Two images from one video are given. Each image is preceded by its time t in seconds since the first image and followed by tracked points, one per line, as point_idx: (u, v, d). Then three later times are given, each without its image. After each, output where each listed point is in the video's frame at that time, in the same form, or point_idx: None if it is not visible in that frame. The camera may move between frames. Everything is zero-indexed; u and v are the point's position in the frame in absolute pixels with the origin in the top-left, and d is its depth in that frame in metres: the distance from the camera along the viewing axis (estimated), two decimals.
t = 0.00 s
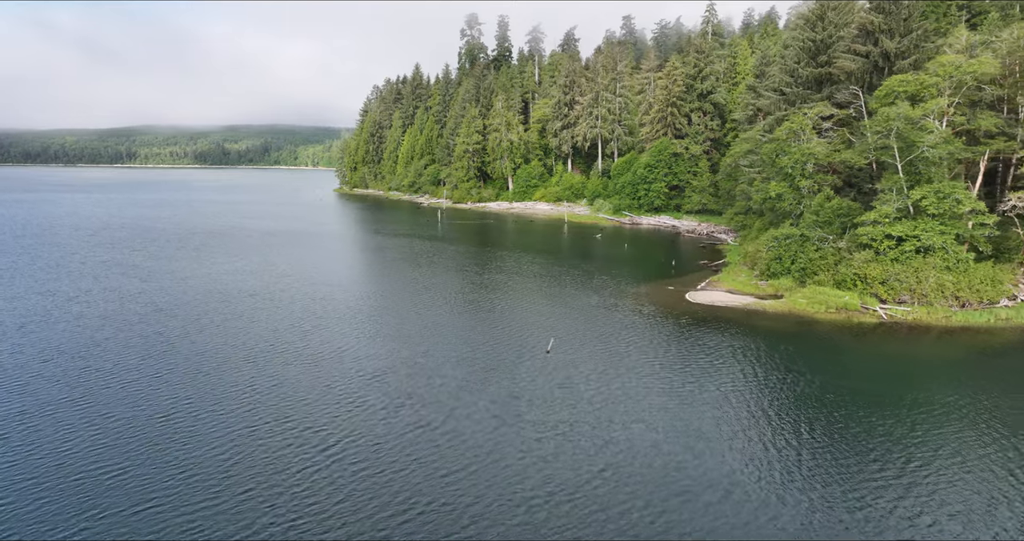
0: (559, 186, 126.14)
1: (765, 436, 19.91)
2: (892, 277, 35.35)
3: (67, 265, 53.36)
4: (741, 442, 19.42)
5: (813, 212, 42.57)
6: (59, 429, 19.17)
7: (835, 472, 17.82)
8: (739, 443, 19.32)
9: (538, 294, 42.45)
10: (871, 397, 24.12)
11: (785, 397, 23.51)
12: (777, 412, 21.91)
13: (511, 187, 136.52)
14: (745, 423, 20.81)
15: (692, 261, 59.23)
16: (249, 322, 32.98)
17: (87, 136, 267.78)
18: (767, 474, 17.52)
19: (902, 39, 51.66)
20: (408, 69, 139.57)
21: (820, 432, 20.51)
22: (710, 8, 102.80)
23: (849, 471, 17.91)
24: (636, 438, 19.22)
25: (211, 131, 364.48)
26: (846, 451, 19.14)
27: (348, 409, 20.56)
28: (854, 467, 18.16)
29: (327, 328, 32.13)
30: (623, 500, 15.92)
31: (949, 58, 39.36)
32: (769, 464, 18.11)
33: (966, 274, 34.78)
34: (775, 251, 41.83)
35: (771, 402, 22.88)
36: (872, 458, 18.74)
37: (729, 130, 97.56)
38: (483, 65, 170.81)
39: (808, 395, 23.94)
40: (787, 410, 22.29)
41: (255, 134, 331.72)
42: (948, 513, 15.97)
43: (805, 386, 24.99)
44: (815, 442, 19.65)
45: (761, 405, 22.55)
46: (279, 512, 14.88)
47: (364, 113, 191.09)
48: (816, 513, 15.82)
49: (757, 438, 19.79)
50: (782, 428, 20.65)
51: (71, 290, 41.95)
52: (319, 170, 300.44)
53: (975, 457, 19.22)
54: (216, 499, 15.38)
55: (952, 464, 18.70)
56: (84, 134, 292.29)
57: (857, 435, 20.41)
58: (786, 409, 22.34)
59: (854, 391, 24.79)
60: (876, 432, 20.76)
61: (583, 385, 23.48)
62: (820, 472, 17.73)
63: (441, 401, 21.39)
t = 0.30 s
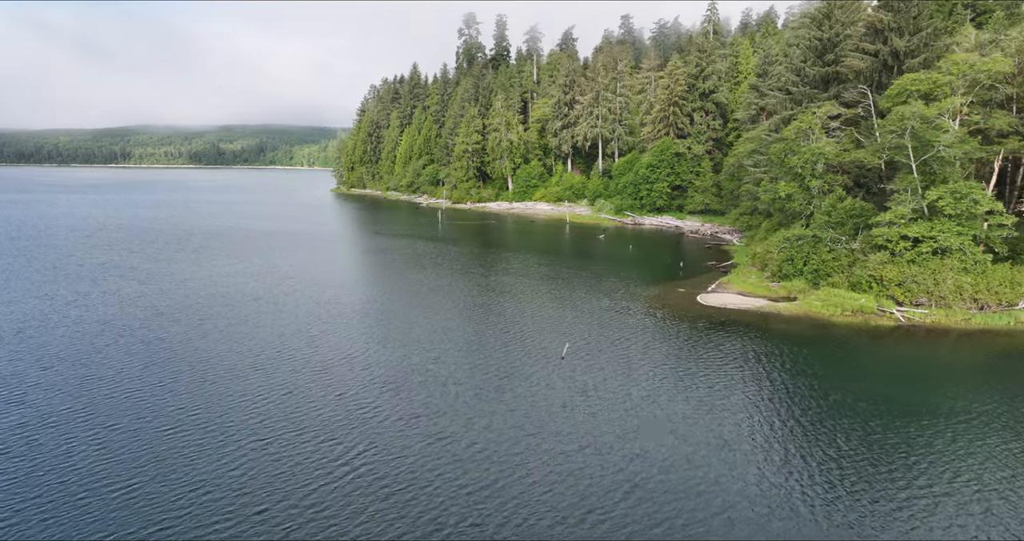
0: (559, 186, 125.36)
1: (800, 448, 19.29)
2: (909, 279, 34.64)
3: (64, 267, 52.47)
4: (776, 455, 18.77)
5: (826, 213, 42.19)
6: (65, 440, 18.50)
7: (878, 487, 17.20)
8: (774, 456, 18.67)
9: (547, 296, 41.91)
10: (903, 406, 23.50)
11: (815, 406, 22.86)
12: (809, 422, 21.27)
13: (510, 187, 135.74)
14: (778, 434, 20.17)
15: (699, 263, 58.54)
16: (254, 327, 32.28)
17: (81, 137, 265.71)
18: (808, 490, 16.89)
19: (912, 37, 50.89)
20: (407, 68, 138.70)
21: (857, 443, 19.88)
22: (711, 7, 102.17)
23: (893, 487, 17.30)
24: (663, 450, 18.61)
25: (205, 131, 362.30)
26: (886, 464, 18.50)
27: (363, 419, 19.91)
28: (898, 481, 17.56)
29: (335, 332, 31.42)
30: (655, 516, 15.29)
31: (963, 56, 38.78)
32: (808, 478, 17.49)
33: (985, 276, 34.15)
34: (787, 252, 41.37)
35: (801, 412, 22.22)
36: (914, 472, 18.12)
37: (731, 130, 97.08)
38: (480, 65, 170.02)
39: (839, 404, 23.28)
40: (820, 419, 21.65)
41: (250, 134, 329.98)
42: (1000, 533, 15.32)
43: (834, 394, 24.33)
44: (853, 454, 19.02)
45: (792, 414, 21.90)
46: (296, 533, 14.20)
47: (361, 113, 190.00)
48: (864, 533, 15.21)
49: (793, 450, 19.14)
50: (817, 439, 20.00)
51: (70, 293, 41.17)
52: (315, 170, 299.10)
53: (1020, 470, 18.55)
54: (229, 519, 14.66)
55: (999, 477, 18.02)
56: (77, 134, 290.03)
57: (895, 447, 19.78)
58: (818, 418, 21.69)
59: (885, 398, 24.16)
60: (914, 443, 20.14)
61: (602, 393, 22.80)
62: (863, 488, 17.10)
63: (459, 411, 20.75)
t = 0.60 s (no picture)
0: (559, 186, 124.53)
1: (841, 461, 18.51)
2: (927, 281, 33.98)
3: (60, 269, 51.26)
4: (817, 469, 18.01)
5: (838, 214, 41.60)
6: (68, 457, 17.57)
7: (928, 504, 16.48)
8: (815, 471, 17.91)
9: (557, 299, 41.14)
10: (938, 414, 22.81)
11: (850, 416, 22.10)
12: (846, 433, 20.51)
13: (510, 187, 134.84)
14: (816, 446, 19.40)
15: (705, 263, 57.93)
16: (259, 332, 31.35)
17: (73, 136, 262.88)
18: (857, 507, 16.13)
19: (922, 35, 50.01)
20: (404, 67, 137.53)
21: (898, 455, 19.16)
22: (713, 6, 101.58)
23: (941, 503, 16.58)
24: (695, 464, 17.89)
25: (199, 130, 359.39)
26: (932, 478, 17.80)
27: (379, 432, 19.11)
28: (947, 497, 16.85)
29: (343, 338, 30.50)
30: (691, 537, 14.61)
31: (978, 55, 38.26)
32: (854, 495, 16.75)
33: (1005, 278, 33.52)
34: (800, 254, 40.83)
35: (836, 422, 21.48)
36: (962, 486, 17.43)
37: (733, 130, 96.52)
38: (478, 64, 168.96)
39: (873, 413, 22.55)
40: (856, 429, 20.91)
41: (245, 134, 327.64)
42: None
43: (866, 402, 23.60)
44: (896, 467, 18.29)
45: (828, 425, 21.13)
46: None
47: (358, 112, 188.65)
48: None
49: (833, 463, 18.38)
50: (856, 451, 19.25)
51: (67, 297, 40.09)
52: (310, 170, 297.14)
53: None
54: None
55: None
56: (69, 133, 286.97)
57: (937, 458, 19.07)
58: (854, 429, 20.95)
59: (918, 406, 23.47)
60: (956, 455, 19.45)
61: (624, 403, 22.05)
62: (912, 505, 16.38)
63: (479, 422, 19.95)
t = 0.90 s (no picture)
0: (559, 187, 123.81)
1: (884, 477, 17.89)
2: (945, 283, 33.55)
3: (54, 272, 50.10)
4: (861, 486, 17.36)
5: (850, 215, 41.07)
6: (73, 476, 16.69)
7: (979, 523, 15.83)
8: (859, 488, 17.27)
9: (566, 301, 40.41)
10: (974, 424, 22.21)
11: (885, 428, 21.47)
12: (886, 446, 19.87)
13: (508, 187, 133.96)
14: (855, 460, 18.79)
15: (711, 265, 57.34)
16: (264, 337, 30.52)
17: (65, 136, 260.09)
18: (909, 527, 15.47)
19: (930, 34, 49.44)
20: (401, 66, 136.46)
21: (940, 469, 18.53)
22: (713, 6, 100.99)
23: (994, 522, 15.94)
24: (730, 480, 17.23)
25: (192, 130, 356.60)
26: (981, 494, 17.18)
27: (396, 445, 18.36)
28: (999, 515, 16.23)
29: (351, 344, 29.70)
30: None
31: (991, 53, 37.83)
32: (904, 515, 16.06)
33: None
34: (812, 255, 40.36)
35: (874, 434, 20.80)
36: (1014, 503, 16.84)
37: (734, 129, 96.07)
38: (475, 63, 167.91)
39: (909, 423, 21.90)
40: (894, 442, 20.28)
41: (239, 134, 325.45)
42: None
43: (900, 412, 22.95)
44: (943, 483, 17.65)
45: (865, 438, 20.48)
46: None
47: (354, 112, 187.39)
48: None
49: (877, 479, 17.73)
50: (898, 465, 18.62)
51: (64, 301, 39.03)
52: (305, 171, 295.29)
53: None
54: None
55: None
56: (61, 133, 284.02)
57: (981, 472, 18.47)
58: (893, 442, 20.28)
59: (951, 417, 22.90)
60: (1001, 468, 18.83)
61: (648, 412, 21.41)
62: (965, 524, 15.72)
63: (501, 435, 19.19)
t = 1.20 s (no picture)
0: (558, 187, 123.12)
1: (933, 491, 17.14)
2: (963, 286, 33.03)
3: (49, 274, 49.08)
4: (911, 501, 16.60)
5: (862, 216, 40.50)
6: (76, 494, 15.98)
7: None
8: (909, 503, 16.51)
9: (575, 304, 39.71)
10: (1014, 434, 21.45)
11: (924, 438, 20.75)
12: (929, 457, 19.12)
13: (507, 187, 133.01)
14: (899, 473, 18.06)
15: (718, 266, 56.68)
16: (269, 343, 29.69)
17: (55, 136, 257.09)
18: None
19: (939, 32, 48.75)
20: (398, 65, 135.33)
21: (987, 481, 17.78)
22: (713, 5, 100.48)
23: None
24: (763, 495, 16.64)
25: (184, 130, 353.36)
26: None
27: (415, 457, 17.72)
28: None
29: (360, 350, 28.85)
30: None
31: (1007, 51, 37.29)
32: (958, 532, 15.33)
33: None
34: (824, 257, 39.76)
35: (912, 445, 20.04)
36: None
37: (735, 129, 95.68)
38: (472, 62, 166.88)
39: (946, 433, 21.15)
40: (937, 453, 19.54)
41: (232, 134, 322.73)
42: None
43: (936, 422, 22.19)
44: (994, 498, 16.87)
45: (906, 449, 19.75)
46: None
47: (350, 112, 186.12)
48: None
49: (923, 494, 16.97)
50: (945, 477, 17.84)
51: (60, 305, 38.08)
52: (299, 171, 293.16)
53: None
54: None
55: None
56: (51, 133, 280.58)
57: None
58: (934, 453, 19.52)
59: (989, 425, 22.20)
60: None
61: (673, 423, 20.73)
62: None
63: (521, 448, 18.57)
